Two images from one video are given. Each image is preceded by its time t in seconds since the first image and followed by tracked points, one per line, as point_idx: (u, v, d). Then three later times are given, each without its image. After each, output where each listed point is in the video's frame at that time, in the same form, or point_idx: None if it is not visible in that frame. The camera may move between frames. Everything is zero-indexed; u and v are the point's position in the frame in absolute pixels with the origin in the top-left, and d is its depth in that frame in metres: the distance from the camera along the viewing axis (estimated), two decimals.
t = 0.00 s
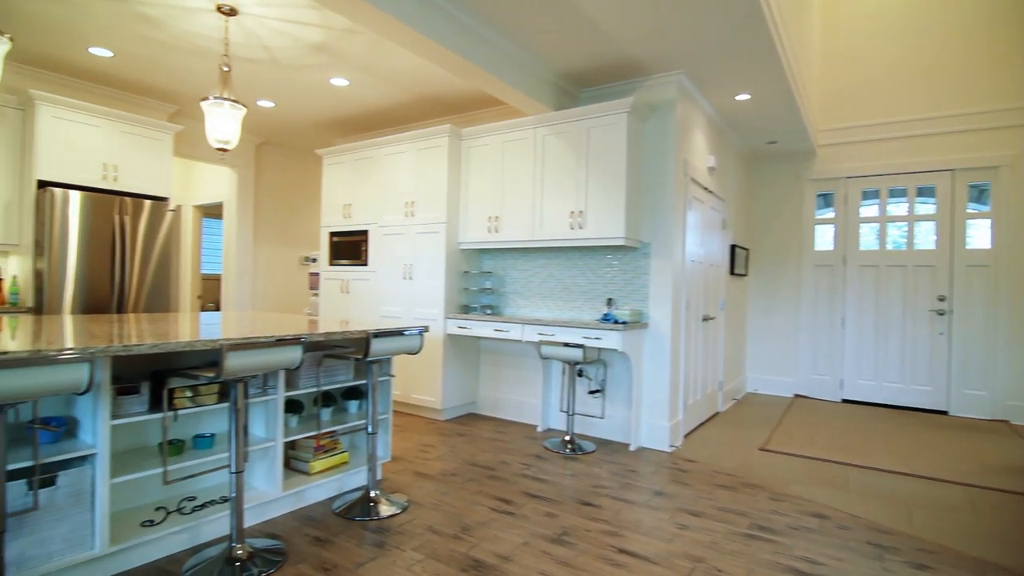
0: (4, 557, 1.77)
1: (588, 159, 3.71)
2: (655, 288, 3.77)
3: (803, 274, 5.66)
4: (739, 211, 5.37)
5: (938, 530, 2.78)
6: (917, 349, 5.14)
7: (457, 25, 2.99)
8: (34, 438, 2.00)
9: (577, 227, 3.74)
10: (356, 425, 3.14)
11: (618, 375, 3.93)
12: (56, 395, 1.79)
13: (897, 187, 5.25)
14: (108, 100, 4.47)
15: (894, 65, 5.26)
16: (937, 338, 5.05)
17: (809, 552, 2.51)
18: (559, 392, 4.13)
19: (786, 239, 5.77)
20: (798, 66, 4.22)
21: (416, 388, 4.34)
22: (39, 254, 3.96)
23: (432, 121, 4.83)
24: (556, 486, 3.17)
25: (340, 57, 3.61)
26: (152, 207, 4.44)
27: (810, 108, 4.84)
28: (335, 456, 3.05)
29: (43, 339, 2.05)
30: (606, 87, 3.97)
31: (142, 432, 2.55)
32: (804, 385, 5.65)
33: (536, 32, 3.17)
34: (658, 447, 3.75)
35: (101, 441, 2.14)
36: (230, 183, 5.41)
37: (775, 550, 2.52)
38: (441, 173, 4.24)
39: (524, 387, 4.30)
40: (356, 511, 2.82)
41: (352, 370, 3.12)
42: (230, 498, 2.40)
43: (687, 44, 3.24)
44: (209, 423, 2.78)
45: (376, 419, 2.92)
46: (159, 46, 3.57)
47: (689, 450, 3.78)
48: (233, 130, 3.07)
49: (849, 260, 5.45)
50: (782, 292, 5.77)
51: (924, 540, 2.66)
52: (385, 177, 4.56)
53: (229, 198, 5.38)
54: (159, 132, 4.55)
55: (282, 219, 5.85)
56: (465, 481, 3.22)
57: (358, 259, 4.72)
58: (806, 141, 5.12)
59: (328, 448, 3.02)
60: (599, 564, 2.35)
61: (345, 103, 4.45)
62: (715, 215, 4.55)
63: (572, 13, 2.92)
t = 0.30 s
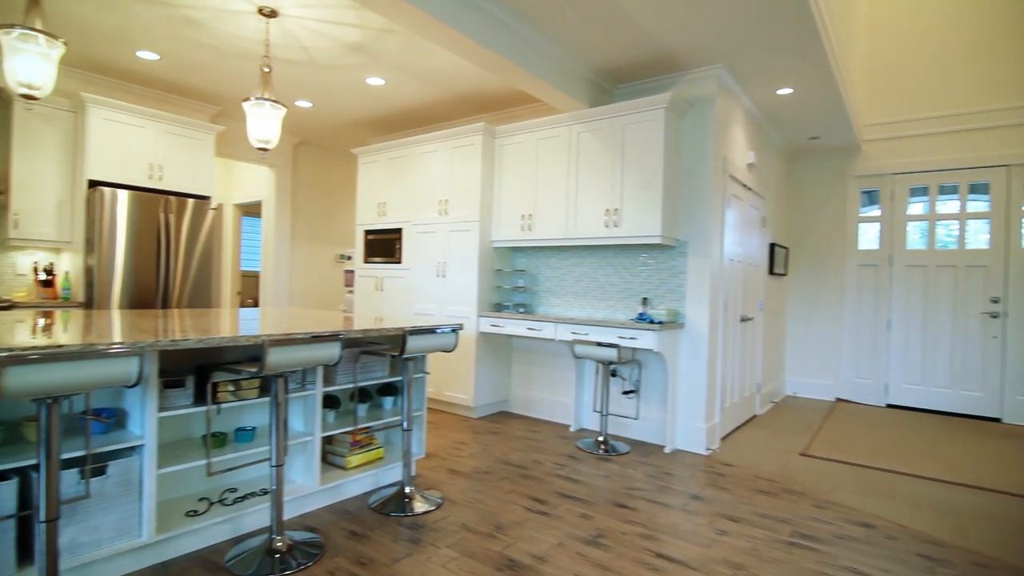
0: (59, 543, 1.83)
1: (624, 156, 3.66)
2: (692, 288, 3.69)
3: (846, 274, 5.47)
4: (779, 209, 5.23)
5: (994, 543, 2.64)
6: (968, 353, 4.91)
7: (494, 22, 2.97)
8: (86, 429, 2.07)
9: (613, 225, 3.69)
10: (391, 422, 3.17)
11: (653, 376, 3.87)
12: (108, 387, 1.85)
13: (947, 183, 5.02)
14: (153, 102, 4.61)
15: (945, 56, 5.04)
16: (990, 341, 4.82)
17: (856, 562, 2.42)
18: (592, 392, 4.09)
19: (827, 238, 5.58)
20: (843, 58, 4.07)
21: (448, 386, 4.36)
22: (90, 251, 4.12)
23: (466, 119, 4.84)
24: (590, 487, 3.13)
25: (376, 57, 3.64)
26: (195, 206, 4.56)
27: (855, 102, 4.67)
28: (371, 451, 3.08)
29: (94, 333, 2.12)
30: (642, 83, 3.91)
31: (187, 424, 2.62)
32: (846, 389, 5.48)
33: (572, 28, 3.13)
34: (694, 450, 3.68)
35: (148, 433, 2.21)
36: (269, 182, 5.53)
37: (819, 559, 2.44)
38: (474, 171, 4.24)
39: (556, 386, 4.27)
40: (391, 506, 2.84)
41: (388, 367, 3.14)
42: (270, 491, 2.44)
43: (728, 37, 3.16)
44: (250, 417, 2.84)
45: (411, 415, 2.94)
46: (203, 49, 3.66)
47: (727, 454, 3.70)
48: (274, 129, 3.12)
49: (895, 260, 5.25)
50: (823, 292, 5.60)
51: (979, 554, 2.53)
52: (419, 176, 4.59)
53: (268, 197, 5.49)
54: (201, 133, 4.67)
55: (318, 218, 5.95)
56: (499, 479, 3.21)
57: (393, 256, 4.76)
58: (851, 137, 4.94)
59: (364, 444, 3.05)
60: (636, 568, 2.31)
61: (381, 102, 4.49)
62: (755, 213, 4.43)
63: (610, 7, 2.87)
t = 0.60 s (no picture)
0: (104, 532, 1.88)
1: (658, 153, 3.59)
2: (727, 287, 3.60)
3: (887, 274, 5.29)
4: (818, 206, 5.07)
5: None
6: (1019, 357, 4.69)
7: (527, 18, 2.94)
8: (130, 421, 2.12)
9: (646, 222, 3.63)
10: (423, 419, 3.18)
11: (686, 377, 3.80)
12: (151, 381, 1.89)
13: (999, 179, 4.79)
14: (193, 103, 4.73)
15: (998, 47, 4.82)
16: None
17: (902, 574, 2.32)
18: (623, 392, 4.04)
19: (868, 237, 5.40)
20: (889, 50, 3.92)
21: (478, 384, 4.36)
22: (133, 248, 4.25)
23: (497, 117, 4.83)
24: (622, 489, 3.09)
25: (410, 55, 3.65)
26: (232, 204, 4.66)
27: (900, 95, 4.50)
28: (402, 448, 3.10)
29: (137, 328, 2.17)
30: (677, 78, 3.84)
31: (226, 418, 2.68)
32: (886, 394, 5.30)
33: (606, 23, 3.08)
34: (729, 453, 3.60)
35: (189, 426, 2.26)
36: (302, 181, 5.63)
37: (862, 569, 2.35)
38: (506, 168, 4.23)
39: (587, 386, 4.23)
40: (422, 503, 2.85)
41: (419, 365, 3.16)
42: (305, 486, 2.47)
43: (768, 30, 3.06)
44: (286, 412, 2.88)
45: (442, 413, 2.94)
46: (241, 50, 3.73)
47: (763, 458, 3.61)
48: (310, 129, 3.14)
49: (941, 260, 5.04)
50: (863, 293, 5.41)
51: None
52: (450, 174, 4.60)
53: (302, 195, 5.58)
54: (238, 133, 4.77)
55: (351, 216, 6.03)
56: (529, 479, 3.19)
57: (423, 254, 4.78)
58: (895, 131, 4.75)
59: (395, 440, 3.07)
60: (670, 573, 2.27)
61: (413, 100, 4.51)
62: (793, 211, 4.31)
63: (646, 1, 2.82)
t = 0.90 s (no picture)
0: (140, 524, 1.92)
1: (687, 149, 3.53)
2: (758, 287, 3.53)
3: (924, 274, 5.12)
4: (851, 204, 4.93)
5: None
6: None
7: (555, 14, 2.91)
8: (165, 416, 2.16)
9: (675, 221, 3.57)
10: (449, 417, 3.18)
11: (715, 378, 3.73)
12: (186, 377, 1.92)
13: None
14: (224, 103, 4.81)
15: None
16: None
17: None
18: (650, 392, 3.99)
19: (904, 235, 5.24)
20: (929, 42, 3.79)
21: (503, 382, 4.35)
22: (166, 246, 4.34)
23: (522, 115, 4.81)
24: (649, 491, 3.05)
25: (436, 53, 3.65)
26: (261, 203, 4.72)
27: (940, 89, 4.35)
28: (429, 446, 3.10)
29: (170, 324, 2.21)
30: (707, 73, 3.76)
31: (256, 413, 2.72)
32: (923, 397, 5.13)
33: (636, 17, 3.03)
34: (758, 456, 3.53)
35: (221, 421, 2.29)
36: (329, 180, 5.68)
37: None
38: (531, 166, 4.20)
39: (612, 386, 4.19)
40: (448, 501, 2.85)
41: (446, 363, 3.16)
42: (334, 482, 2.49)
43: (803, 23, 2.98)
44: (315, 408, 2.91)
45: (468, 412, 2.94)
46: (270, 51, 3.77)
47: (794, 462, 3.52)
48: (339, 128, 3.15)
49: (982, 260, 4.86)
50: (898, 293, 5.25)
51: None
52: (475, 172, 4.59)
53: (328, 193, 5.64)
54: (268, 132, 4.83)
55: (376, 214, 6.07)
56: (555, 479, 3.17)
57: (448, 252, 4.79)
58: (934, 127, 4.60)
59: (422, 438, 3.08)
60: None
61: (439, 99, 4.51)
62: (826, 208, 4.20)
63: None
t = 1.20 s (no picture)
0: (176, 516, 1.95)
1: (719, 145, 3.45)
2: (792, 287, 3.44)
3: (967, 273, 4.93)
4: (890, 201, 4.78)
5: None
6: None
7: (585, 8, 2.87)
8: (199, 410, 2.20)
9: (706, 218, 3.50)
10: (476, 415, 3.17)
11: (747, 379, 3.65)
12: (220, 371, 1.94)
13: None
14: (256, 102, 4.88)
15: None
16: None
17: None
18: (679, 393, 3.92)
19: (946, 234, 5.05)
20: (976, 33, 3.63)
21: (529, 380, 4.33)
22: (199, 243, 4.45)
23: (550, 111, 4.77)
24: (679, 493, 2.99)
25: (464, 50, 3.64)
26: (291, 200, 4.77)
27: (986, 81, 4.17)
28: (456, 443, 3.10)
29: (204, 320, 2.24)
30: (741, 67, 3.68)
31: (288, 408, 2.75)
32: (964, 401, 4.95)
33: (668, 10, 2.97)
34: (792, 460, 3.44)
35: (254, 416, 2.31)
36: (357, 178, 5.73)
37: None
38: (559, 163, 4.17)
39: (640, 386, 4.14)
40: (476, 499, 2.84)
41: (473, 360, 3.15)
42: (363, 478, 2.50)
43: (844, 13, 2.88)
44: (345, 404, 2.93)
45: (496, 410, 2.92)
46: (301, 49, 3.81)
47: (829, 467, 3.43)
48: (368, 126, 3.15)
49: None
50: (938, 294, 5.07)
51: None
52: (502, 169, 4.57)
53: (356, 191, 5.69)
54: (298, 130, 4.89)
55: (403, 211, 6.10)
56: (582, 479, 3.14)
57: (475, 250, 4.78)
58: (979, 120, 4.42)
59: (449, 435, 3.08)
60: None
61: (466, 96, 4.50)
62: (864, 206, 4.07)
63: None
